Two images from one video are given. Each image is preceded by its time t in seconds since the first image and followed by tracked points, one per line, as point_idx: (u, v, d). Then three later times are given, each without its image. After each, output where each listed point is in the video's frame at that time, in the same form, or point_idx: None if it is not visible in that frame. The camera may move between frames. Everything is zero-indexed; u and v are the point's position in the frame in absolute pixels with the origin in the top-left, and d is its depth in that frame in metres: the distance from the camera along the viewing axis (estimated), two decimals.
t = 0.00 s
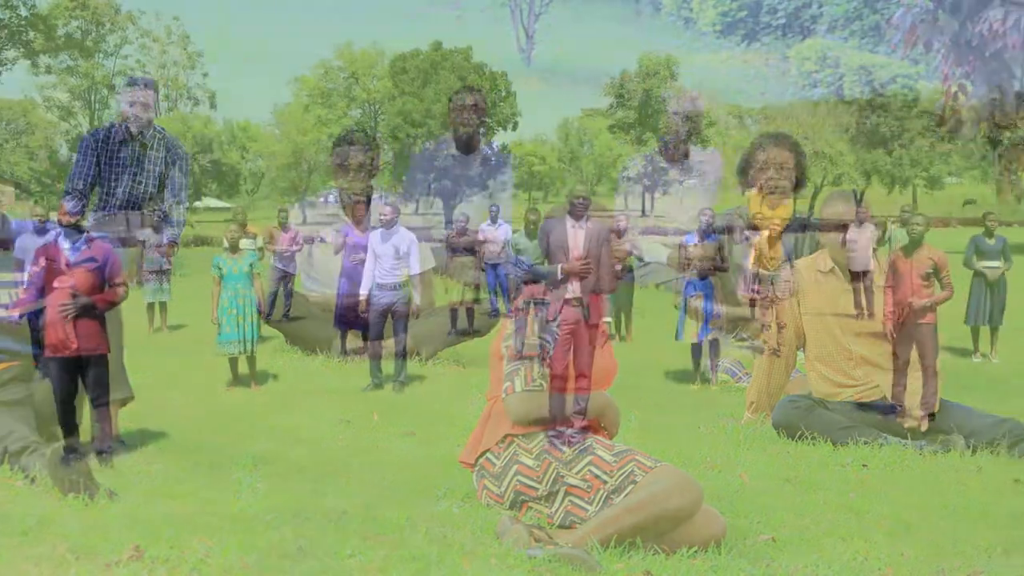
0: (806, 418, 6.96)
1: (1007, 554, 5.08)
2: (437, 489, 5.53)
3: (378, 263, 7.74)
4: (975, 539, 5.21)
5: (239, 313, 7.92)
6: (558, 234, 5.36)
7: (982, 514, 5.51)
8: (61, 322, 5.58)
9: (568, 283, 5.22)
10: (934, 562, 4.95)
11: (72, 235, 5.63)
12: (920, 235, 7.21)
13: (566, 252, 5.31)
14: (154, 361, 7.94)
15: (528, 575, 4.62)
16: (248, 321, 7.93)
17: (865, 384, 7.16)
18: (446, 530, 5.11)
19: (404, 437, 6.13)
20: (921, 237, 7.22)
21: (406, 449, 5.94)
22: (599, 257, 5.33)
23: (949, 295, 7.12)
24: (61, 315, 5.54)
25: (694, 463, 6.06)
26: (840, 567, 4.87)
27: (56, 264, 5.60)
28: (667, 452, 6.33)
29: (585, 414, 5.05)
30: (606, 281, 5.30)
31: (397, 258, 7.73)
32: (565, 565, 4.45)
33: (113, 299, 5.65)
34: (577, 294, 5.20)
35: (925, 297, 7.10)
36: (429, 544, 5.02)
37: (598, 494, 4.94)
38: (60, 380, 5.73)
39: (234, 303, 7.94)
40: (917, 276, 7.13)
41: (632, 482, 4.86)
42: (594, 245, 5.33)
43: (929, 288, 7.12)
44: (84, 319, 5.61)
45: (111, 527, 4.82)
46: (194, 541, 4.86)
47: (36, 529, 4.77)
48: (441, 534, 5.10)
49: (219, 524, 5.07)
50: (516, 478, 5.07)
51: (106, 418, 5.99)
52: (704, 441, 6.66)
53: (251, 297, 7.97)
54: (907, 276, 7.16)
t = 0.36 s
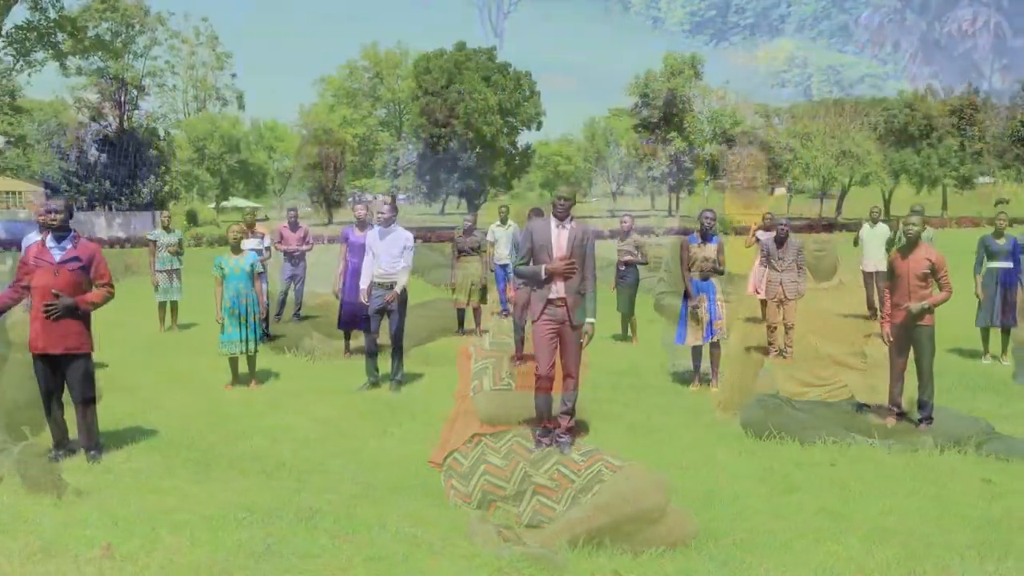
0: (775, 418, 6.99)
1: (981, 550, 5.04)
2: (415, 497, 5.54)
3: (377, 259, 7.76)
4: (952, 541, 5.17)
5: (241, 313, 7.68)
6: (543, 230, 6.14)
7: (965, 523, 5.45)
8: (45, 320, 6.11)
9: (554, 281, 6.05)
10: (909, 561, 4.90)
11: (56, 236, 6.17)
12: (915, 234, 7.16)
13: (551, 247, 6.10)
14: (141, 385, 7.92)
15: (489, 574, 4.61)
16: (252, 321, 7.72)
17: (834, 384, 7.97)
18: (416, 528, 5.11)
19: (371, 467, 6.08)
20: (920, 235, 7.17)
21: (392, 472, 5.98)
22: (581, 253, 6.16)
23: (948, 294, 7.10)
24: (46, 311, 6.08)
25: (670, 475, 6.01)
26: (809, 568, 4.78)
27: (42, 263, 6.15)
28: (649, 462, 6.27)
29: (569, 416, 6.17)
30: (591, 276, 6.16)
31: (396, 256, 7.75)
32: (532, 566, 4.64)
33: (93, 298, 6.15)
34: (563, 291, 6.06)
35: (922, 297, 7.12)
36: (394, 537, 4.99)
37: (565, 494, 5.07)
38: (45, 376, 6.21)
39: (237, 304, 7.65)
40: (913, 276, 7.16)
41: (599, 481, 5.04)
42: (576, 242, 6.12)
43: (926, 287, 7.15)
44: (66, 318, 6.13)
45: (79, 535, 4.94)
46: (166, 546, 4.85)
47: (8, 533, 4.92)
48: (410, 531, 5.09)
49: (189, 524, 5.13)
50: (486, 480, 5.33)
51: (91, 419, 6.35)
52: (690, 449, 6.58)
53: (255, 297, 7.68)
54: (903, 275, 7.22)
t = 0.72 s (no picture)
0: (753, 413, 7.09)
1: (962, 558, 4.98)
2: (393, 499, 5.54)
3: (380, 258, 7.76)
4: (934, 548, 5.11)
5: (247, 311, 7.56)
6: (534, 227, 6.30)
7: (952, 530, 5.38)
8: (39, 317, 6.22)
9: (542, 279, 6.23)
10: (887, 567, 4.85)
11: (52, 236, 6.30)
12: (920, 234, 7.07)
13: (539, 245, 6.26)
14: (146, 383, 7.98)
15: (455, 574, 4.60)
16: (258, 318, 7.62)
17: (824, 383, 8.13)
18: (387, 528, 5.11)
19: (357, 466, 6.09)
20: (924, 235, 7.08)
21: (374, 471, 5.99)
22: (572, 251, 6.28)
23: (954, 293, 7.04)
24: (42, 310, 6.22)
25: (657, 476, 5.98)
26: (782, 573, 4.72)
27: (37, 262, 6.29)
28: (639, 462, 6.24)
29: (562, 418, 6.46)
30: (582, 274, 6.28)
31: (398, 255, 7.78)
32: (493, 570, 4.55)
33: (86, 296, 6.26)
34: (549, 289, 6.23)
35: (927, 297, 7.07)
36: (365, 537, 4.99)
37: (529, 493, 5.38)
38: (42, 373, 6.33)
39: (242, 301, 7.57)
40: (918, 275, 7.11)
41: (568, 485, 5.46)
42: (566, 241, 6.23)
43: (931, 287, 7.10)
44: (60, 317, 6.24)
45: (55, 534, 4.98)
46: (144, 543, 4.89)
47: None
48: (383, 531, 5.09)
49: (163, 522, 5.15)
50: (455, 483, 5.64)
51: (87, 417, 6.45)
52: (682, 450, 6.54)
53: (260, 294, 7.60)
54: (908, 273, 7.17)
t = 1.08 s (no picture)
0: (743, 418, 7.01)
1: (933, 567, 4.87)
2: (363, 499, 5.52)
3: (372, 259, 7.77)
4: (906, 557, 5.00)
5: (237, 311, 7.55)
6: (512, 228, 6.38)
7: (928, 538, 5.27)
8: (26, 316, 6.29)
9: (520, 279, 6.28)
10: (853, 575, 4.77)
11: (34, 235, 6.39)
12: (913, 236, 6.98)
13: (518, 245, 6.33)
14: (138, 382, 7.99)
15: None
16: (247, 318, 7.61)
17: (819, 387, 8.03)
18: (352, 529, 5.10)
19: (331, 467, 6.06)
20: (918, 235, 6.98)
21: (348, 472, 5.97)
22: (551, 249, 6.35)
23: (947, 297, 6.92)
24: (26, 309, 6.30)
25: (634, 480, 5.90)
26: None
27: (19, 261, 6.38)
28: (618, 464, 6.17)
29: (541, 420, 6.44)
30: (561, 272, 6.34)
31: (390, 256, 7.78)
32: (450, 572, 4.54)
33: (71, 298, 6.43)
34: (529, 289, 6.28)
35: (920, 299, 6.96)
36: (328, 538, 4.98)
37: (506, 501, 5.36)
38: (25, 372, 6.39)
39: (233, 302, 7.54)
40: (910, 276, 7.01)
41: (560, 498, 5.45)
42: (544, 239, 6.31)
43: (924, 288, 6.99)
44: (42, 316, 6.32)
45: (21, 534, 4.98)
46: (106, 544, 4.87)
47: None
48: (347, 532, 5.07)
49: (130, 522, 5.15)
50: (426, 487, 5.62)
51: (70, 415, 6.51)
52: (665, 452, 6.45)
53: (250, 294, 7.59)
54: (901, 275, 7.07)
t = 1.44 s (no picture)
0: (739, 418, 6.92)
1: (912, 572, 4.74)
2: (340, 497, 5.49)
3: (373, 255, 7.72)
4: (886, 562, 4.87)
5: (234, 307, 7.59)
6: (500, 226, 6.32)
7: (912, 542, 5.15)
8: (20, 311, 6.31)
9: (509, 276, 6.17)
10: None
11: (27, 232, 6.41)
12: (915, 234, 6.84)
13: (506, 242, 6.27)
14: (140, 379, 8.00)
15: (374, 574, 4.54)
16: (245, 313, 7.66)
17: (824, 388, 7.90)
18: (323, 527, 5.06)
19: (315, 464, 6.04)
20: (919, 234, 6.86)
21: (332, 470, 5.93)
22: (539, 246, 6.28)
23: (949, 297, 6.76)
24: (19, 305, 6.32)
25: (619, 481, 5.82)
26: None
27: (13, 258, 6.39)
28: (606, 465, 6.09)
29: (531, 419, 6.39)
30: (549, 269, 6.27)
31: (391, 252, 7.74)
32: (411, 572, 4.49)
33: (66, 294, 6.47)
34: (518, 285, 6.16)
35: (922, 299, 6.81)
36: (297, 536, 4.95)
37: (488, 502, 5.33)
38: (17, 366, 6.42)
39: (230, 298, 7.55)
40: (911, 274, 6.89)
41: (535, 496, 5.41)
42: (533, 235, 6.23)
43: (925, 287, 6.86)
44: (35, 311, 6.35)
45: None
46: (76, 539, 4.87)
47: None
48: (318, 530, 5.04)
49: (103, 518, 5.15)
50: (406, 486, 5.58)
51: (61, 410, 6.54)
52: (656, 453, 6.37)
53: (247, 293, 7.60)
54: (902, 273, 6.95)
